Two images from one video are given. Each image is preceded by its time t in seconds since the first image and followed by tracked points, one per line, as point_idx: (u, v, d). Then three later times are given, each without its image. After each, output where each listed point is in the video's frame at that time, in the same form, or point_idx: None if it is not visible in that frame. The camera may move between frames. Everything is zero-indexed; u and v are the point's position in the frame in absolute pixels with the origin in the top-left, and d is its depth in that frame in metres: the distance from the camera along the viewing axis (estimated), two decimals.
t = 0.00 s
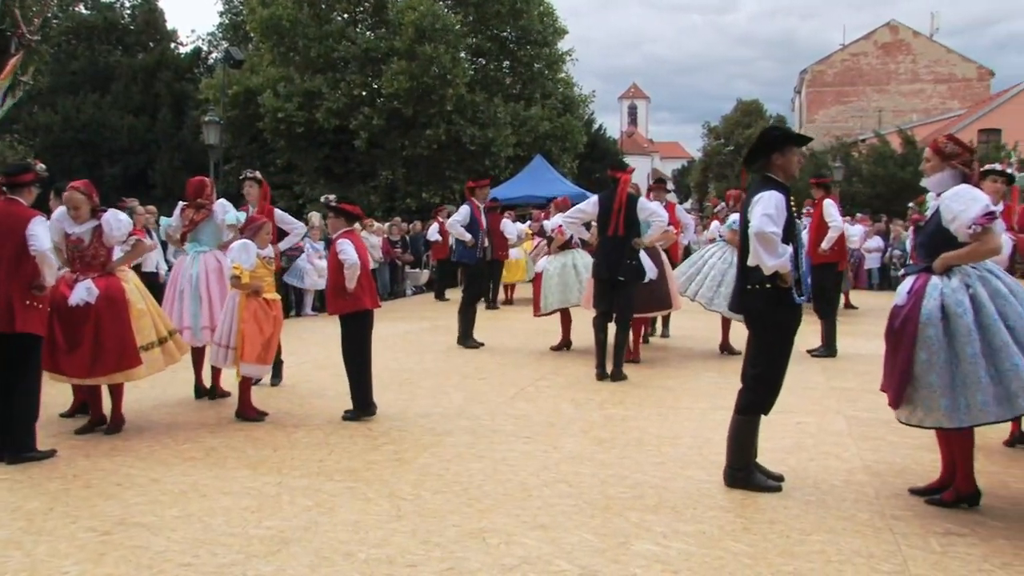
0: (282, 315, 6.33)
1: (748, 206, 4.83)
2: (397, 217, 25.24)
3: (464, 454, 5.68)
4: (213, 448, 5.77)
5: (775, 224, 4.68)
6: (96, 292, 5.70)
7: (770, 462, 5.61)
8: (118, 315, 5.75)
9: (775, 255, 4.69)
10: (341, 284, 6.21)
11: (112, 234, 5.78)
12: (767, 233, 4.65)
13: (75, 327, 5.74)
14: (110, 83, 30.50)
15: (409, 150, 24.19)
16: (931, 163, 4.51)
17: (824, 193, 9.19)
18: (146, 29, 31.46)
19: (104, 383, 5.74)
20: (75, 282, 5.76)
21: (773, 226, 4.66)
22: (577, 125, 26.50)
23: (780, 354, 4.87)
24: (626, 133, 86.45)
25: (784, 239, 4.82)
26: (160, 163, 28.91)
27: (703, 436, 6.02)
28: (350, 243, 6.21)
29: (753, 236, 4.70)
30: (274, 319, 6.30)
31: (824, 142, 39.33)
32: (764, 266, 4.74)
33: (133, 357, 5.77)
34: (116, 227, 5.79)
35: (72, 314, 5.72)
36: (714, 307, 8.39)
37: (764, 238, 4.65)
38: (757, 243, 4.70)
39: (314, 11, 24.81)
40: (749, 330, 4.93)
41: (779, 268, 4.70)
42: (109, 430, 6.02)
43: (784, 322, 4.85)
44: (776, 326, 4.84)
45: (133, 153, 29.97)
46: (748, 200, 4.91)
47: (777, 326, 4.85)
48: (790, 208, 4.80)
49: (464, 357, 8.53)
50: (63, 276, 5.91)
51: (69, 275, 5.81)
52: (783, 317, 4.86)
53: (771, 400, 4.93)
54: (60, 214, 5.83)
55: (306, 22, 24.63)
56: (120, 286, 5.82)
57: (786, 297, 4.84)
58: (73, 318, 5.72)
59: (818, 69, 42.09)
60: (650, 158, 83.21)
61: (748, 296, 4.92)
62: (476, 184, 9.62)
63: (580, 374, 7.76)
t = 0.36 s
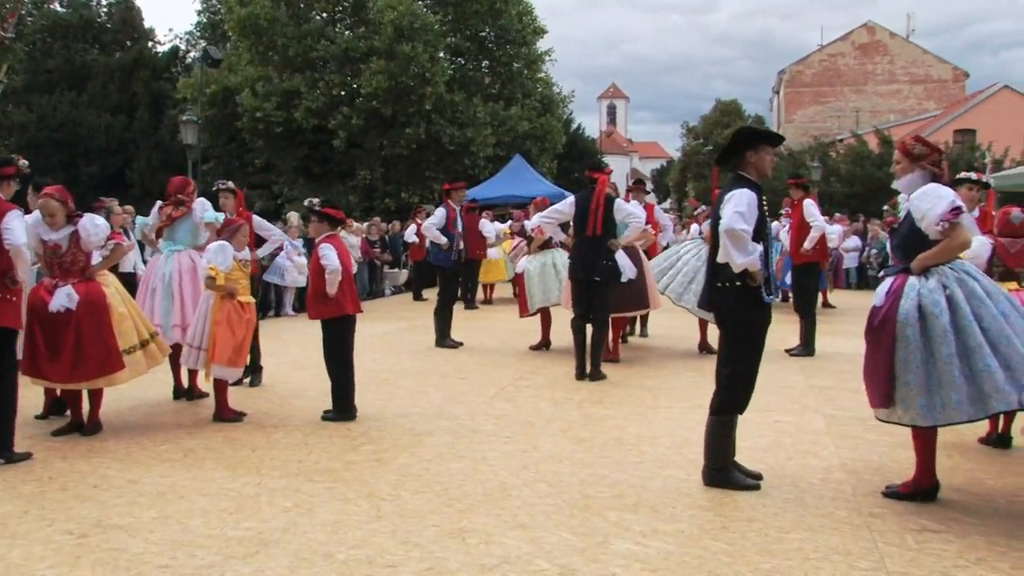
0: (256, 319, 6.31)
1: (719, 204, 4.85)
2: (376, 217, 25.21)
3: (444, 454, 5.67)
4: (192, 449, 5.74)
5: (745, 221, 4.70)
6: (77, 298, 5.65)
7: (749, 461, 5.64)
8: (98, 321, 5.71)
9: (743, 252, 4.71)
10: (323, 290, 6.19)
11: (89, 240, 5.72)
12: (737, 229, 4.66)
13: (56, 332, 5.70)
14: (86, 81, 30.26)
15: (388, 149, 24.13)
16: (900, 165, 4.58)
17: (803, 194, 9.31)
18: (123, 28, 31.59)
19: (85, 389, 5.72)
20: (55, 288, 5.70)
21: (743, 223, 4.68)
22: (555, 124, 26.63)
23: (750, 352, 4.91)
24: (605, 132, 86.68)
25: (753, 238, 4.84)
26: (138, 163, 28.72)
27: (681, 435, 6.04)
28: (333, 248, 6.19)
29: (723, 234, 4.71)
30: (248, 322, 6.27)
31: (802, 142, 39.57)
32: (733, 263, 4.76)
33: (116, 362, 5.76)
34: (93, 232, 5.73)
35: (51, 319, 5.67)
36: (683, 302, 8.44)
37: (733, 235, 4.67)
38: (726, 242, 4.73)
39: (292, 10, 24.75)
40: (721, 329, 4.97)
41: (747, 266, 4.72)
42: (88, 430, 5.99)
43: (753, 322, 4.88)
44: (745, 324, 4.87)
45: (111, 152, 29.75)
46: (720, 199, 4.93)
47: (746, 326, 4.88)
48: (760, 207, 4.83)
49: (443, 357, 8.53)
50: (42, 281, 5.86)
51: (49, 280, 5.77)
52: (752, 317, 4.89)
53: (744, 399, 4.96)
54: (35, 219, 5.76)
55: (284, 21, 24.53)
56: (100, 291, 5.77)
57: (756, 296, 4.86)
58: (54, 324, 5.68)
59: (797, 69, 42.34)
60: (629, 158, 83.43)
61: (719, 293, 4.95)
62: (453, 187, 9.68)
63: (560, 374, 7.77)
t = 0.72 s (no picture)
0: (230, 319, 6.29)
1: (700, 202, 4.86)
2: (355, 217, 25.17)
3: (424, 454, 5.67)
4: (169, 450, 5.71)
5: (723, 221, 4.70)
6: (58, 299, 5.61)
7: (727, 459, 5.67)
8: (81, 319, 5.67)
9: (715, 251, 4.71)
10: (306, 290, 6.17)
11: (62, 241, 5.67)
12: (713, 227, 4.66)
13: (37, 333, 5.65)
14: (62, 80, 29.98)
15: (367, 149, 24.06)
16: (867, 166, 4.64)
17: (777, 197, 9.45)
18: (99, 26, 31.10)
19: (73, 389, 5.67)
20: (34, 291, 5.66)
21: (720, 222, 4.68)
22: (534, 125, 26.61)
23: (715, 353, 4.98)
24: (584, 132, 86.94)
25: (727, 240, 4.85)
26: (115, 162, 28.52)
27: (661, 433, 6.07)
28: (314, 248, 6.16)
29: (698, 230, 4.70)
30: (223, 324, 6.26)
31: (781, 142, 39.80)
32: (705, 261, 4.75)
33: (103, 359, 5.73)
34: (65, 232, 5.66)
35: (32, 323, 5.63)
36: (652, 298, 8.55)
37: (709, 233, 4.67)
38: (700, 240, 4.70)
39: (271, 9, 24.67)
40: (684, 327, 5.03)
41: (717, 266, 4.72)
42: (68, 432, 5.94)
43: (718, 322, 4.95)
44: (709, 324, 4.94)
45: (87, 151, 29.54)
46: (701, 196, 4.95)
47: (711, 326, 4.95)
48: (740, 210, 4.85)
49: (422, 356, 8.53)
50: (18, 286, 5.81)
51: (27, 284, 5.71)
52: (716, 317, 4.95)
53: (714, 397, 5.04)
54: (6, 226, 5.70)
55: (262, 19, 24.42)
56: (81, 290, 5.74)
57: (721, 296, 4.92)
58: (35, 327, 5.64)
59: (775, 70, 42.58)
60: (607, 158, 83.80)
61: (685, 288, 4.97)
62: (440, 188, 9.60)
63: (540, 373, 7.78)
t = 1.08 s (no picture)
0: (198, 324, 6.28)
1: (687, 205, 4.85)
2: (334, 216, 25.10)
3: (403, 455, 5.66)
4: (147, 451, 5.68)
5: (700, 233, 4.71)
6: (36, 301, 5.56)
7: (704, 458, 5.69)
8: (59, 319, 5.64)
9: (684, 258, 4.72)
10: (294, 289, 6.16)
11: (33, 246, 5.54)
12: (688, 235, 4.67)
13: (14, 335, 5.59)
14: (37, 79, 29.70)
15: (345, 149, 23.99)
16: (821, 183, 4.70)
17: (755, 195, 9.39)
18: (74, 25, 30.90)
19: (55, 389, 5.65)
20: (10, 293, 5.59)
21: (697, 232, 4.69)
22: (513, 125, 26.61)
23: (679, 350, 5.02)
24: (563, 132, 87.02)
25: (700, 248, 4.87)
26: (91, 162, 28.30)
27: (639, 433, 6.09)
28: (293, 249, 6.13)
29: (672, 232, 4.70)
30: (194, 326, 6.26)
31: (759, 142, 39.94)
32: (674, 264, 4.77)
33: (85, 358, 5.72)
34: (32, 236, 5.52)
35: (7, 326, 5.57)
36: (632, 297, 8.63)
37: (683, 237, 4.68)
38: (672, 241, 4.71)
39: (249, 8, 24.57)
40: (644, 321, 5.06)
41: (682, 270, 4.74)
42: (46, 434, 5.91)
43: (675, 322, 4.98)
44: (664, 319, 4.97)
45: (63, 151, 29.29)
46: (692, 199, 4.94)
47: (672, 323, 4.98)
48: (721, 224, 4.86)
49: (401, 357, 8.52)
50: None
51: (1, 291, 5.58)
52: (674, 316, 4.99)
53: (682, 391, 5.08)
54: None
55: (241, 19, 24.37)
56: (58, 291, 5.69)
57: (678, 298, 4.94)
58: (11, 329, 5.58)
59: (753, 70, 42.76)
60: (586, 158, 83.96)
61: (648, 283, 5.02)
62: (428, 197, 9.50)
63: (520, 373, 7.79)
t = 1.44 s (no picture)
0: (178, 322, 6.21)
1: (665, 203, 4.86)
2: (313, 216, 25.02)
3: (382, 455, 5.65)
4: (125, 453, 5.65)
5: (677, 233, 4.73)
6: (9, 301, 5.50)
7: (683, 457, 5.71)
8: (31, 320, 5.59)
9: (663, 258, 4.74)
10: (269, 289, 6.13)
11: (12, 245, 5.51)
12: (666, 234, 4.69)
13: None
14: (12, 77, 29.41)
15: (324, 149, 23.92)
16: (796, 185, 4.73)
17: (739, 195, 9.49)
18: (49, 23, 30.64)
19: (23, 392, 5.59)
20: None
21: (674, 232, 4.71)
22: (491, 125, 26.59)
23: (657, 348, 5.03)
24: (542, 132, 87.16)
25: (679, 247, 4.88)
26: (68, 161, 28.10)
27: (618, 433, 6.10)
28: (270, 247, 6.11)
29: (650, 232, 4.73)
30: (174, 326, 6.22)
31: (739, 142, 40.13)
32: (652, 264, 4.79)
33: (54, 361, 5.65)
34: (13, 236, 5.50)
35: None
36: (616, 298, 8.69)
37: (661, 237, 4.70)
38: (651, 240, 4.73)
39: (228, 7, 24.45)
40: (623, 320, 5.09)
41: (662, 270, 4.76)
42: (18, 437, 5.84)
43: (653, 323, 5.00)
44: (644, 319, 4.99)
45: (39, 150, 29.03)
46: (669, 197, 4.95)
47: (650, 323, 5.01)
48: (698, 223, 4.87)
49: (381, 357, 8.51)
50: None
51: None
52: (653, 316, 5.01)
53: (662, 391, 5.10)
54: None
55: (219, 18, 24.28)
56: (32, 292, 5.65)
57: (659, 298, 4.96)
58: None
59: (732, 70, 42.90)
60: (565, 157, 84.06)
61: (625, 283, 5.04)
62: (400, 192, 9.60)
63: (500, 373, 7.79)
